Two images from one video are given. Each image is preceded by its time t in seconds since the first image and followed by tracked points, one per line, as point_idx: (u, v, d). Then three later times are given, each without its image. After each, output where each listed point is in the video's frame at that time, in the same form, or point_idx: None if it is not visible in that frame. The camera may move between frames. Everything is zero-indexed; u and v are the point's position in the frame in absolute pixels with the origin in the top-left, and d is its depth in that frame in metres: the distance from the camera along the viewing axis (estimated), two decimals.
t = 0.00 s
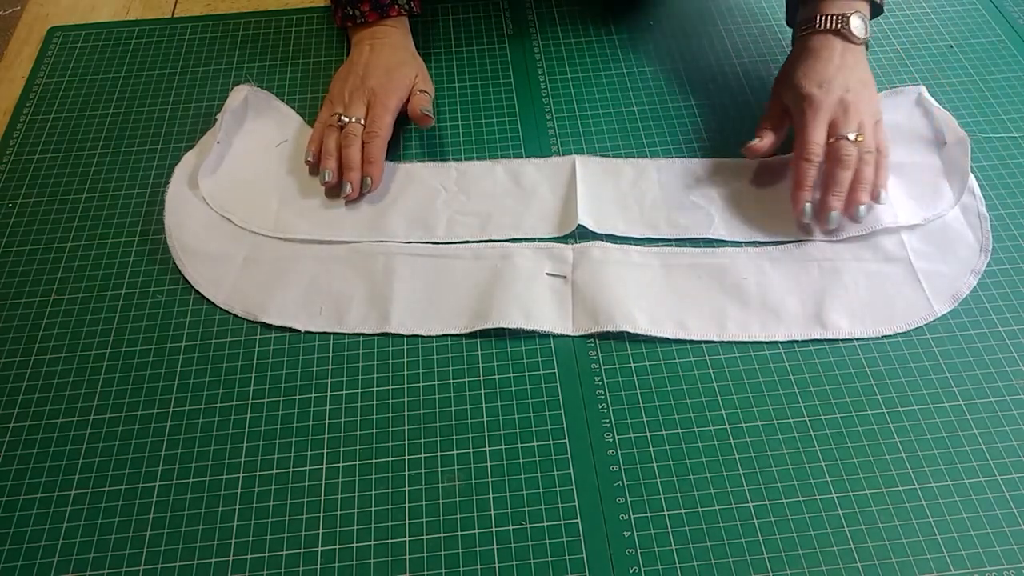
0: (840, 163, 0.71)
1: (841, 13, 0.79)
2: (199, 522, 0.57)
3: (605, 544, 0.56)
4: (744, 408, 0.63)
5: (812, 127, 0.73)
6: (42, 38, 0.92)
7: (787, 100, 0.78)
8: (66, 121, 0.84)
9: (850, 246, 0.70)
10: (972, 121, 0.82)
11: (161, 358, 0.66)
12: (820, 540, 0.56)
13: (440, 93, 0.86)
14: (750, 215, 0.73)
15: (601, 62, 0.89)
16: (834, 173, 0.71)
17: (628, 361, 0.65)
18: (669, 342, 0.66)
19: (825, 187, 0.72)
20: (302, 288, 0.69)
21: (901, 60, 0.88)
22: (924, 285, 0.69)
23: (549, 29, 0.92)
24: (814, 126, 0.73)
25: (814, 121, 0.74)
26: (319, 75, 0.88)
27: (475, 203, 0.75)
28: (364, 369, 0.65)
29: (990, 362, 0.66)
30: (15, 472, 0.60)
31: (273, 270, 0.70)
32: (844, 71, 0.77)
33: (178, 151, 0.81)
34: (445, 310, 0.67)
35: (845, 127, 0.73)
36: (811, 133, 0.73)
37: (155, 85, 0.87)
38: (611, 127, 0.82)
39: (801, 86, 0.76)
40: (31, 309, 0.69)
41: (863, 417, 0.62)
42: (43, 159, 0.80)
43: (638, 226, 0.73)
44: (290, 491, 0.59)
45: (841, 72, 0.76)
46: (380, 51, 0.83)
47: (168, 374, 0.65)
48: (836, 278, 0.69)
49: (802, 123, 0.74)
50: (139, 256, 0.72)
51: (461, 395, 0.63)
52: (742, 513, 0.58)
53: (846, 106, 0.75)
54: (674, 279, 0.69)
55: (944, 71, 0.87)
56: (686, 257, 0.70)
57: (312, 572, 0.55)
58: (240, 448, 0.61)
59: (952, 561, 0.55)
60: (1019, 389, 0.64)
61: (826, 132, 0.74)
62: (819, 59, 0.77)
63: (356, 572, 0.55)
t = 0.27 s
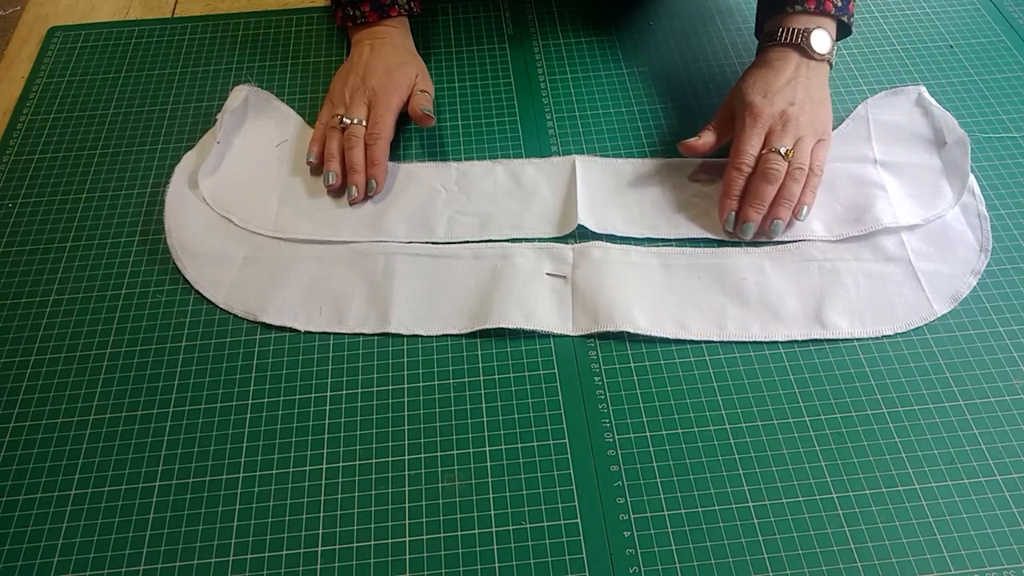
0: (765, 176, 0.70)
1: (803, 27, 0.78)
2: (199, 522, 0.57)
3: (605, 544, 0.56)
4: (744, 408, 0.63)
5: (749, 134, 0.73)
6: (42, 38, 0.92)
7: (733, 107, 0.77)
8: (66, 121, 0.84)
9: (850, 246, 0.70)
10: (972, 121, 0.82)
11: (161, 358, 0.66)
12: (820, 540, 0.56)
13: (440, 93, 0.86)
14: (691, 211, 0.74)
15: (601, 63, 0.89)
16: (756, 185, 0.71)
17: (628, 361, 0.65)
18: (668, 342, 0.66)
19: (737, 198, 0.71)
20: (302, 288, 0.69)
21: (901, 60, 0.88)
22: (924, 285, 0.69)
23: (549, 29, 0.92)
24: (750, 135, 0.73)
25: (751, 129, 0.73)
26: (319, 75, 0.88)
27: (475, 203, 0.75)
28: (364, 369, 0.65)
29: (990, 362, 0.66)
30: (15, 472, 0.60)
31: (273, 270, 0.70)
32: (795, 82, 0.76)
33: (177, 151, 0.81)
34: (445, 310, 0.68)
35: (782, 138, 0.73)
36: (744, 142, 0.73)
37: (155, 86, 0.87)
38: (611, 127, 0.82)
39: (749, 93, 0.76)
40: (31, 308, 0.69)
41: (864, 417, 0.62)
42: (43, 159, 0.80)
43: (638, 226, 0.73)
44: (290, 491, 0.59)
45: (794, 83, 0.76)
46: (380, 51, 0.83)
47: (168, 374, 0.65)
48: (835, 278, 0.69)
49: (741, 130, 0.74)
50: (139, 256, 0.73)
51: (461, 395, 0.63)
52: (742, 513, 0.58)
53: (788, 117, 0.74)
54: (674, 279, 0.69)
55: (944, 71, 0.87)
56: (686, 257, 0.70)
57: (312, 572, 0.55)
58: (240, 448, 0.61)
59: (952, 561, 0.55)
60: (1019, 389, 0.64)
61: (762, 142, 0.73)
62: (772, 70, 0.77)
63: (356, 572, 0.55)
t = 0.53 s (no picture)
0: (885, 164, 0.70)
1: (829, 12, 0.78)
2: (199, 522, 0.57)
3: (605, 544, 0.56)
4: (744, 408, 0.63)
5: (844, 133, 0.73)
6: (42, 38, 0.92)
7: (799, 110, 0.76)
8: (66, 121, 0.84)
9: (850, 246, 0.70)
10: (971, 121, 0.82)
11: (161, 358, 0.66)
12: (820, 539, 0.56)
13: (440, 93, 0.86)
14: (807, 212, 0.73)
15: (601, 63, 0.89)
16: (885, 177, 0.71)
17: (628, 361, 0.65)
18: (668, 342, 0.66)
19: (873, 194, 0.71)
20: (302, 288, 0.69)
21: (901, 60, 0.88)
22: (924, 285, 0.69)
23: (549, 29, 0.92)
24: (846, 134, 0.73)
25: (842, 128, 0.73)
26: (319, 75, 0.88)
27: (475, 203, 0.75)
28: (364, 369, 0.65)
29: (990, 362, 0.66)
30: (15, 472, 0.60)
31: (273, 270, 0.70)
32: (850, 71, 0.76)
33: (177, 151, 0.81)
34: (445, 310, 0.68)
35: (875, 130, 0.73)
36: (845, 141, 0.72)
37: (155, 86, 0.87)
38: (611, 127, 0.82)
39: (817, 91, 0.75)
40: (31, 308, 0.69)
41: (863, 417, 0.62)
42: (43, 159, 0.80)
43: (638, 226, 0.73)
44: (290, 491, 0.59)
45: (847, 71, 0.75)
46: (380, 51, 0.83)
47: (168, 374, 0.65)
48: (836, 278, 0.69)
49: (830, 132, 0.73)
50: (139, 256, 0.73)
51: (461, 395, 0.63)
52: (742, 513, 0.58)
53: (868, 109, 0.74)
54: (674, 279, 0.68)
55: (944, 71, 0.87)
56: (686, 257, 0.70)
57: (312, 572, 0.55)
58: (240, 448, 0.61)
59: (952, 561, 0.55)
60: (1019, 389, 0.64)
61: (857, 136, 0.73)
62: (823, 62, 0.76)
63: (356, 572, 0.55)
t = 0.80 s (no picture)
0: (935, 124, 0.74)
1: None
2: (199, 522, 0.57)
3: (605, 544, 0.56)
4: (744, 408, 0.63)
5: (891, 99, 0.75)
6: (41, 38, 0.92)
7: (836, 80, 0.79)
8: (66, 121, 0.84)
9: (850, 246, 0.70)
10: (971, 121, 0.82)
11: (161, 358, 0.66)
12: (820, 540, 0.56)
13: (441, 93, 0.86)
14: (808, 212, 0.73)
15: (601, 63, 0.89)
16: (936, 135, 0.74)
17: (628, 361, 0.65)
18: (669, 342, 0.66)
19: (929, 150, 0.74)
20: (302, 288, 0.69)
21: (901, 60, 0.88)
22: (924, 285, 0.69)
23: (549, 29, 0.92)
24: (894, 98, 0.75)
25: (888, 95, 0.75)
26: (320, 75, 0.88)
27: (475, 203, 0.75)
28: (364, 369, 0.65)
29: (990, 362, 0.66)
30: (15, 472, 0.60)
31: (273, 270, 0.70)
32: (876, 42, 0.79)
33: (178, 151, 0.81)
34: (445, 310, 0.68)
35: (914, 93, 0.76)
36: (894, 106, 0.75)
37: (155, 86, 0.87)
38: (612, 127, 0.82)
39: (853, 63, 0.77)
40: (31, 308, 0.69)
41: (864, 417, 0.62)
42: (43, 159, 0.80)
43: (638, 226, 0.73)
44: (290, 491, 0.59)
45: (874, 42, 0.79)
46: (380, 51, 0.83)
47: (168, 374, 0.65)
48: (836, 278, 0.69)
49: (878, 98, 0.75)
50: (139, 256, 0.73)
51: (461, 395, 0.63)
52: (742, 513, 0.58)
53: (902, 74, 0.77)
54: (674, 279, 0.68)
55: (944, 71, 0.87)
56: (687, 257, 0.70)
57: (312, 572, 0.55)
58: (240, 448, 0.61)
59: (952, 561, 0.55)
60: (1019, 389, 0.64)
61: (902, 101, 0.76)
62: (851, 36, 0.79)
63: (356, 572, 0.55)
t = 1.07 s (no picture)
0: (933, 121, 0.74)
1: None
2: (199, 522, 0.57)
3: (605, 544, 0.56)
4: (744, 408, 0.63)
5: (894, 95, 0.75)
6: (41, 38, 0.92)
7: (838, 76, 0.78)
8: (66, 121, 0.84)
9: (850, 246, 0.70)
10: (971, 121, 0.82)
11: (161, 358, 0.66)
12: (820, 539, 0.56)
13: (441, 93, 0.86)
14: (808, 212, 0.73)
15: (601, 63, 0.89)
16: (937, 131, 0.74)
17: (628, 361, 0.65)
18: (668, 342, 0.66)
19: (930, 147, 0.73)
20: (302, 288, 0.69)
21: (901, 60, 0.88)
22: (924, 285, 0.69)
23: (549, 29, 0.92)
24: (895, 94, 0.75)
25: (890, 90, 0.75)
26: (320, 75, 0.88)
27: (475, 203, 0.75)
28: (364, 369, 0.65)
29: (990, 362, 0.66)
30: (15, 472, 0.60)
31: (273, 270, 0.70)
32: (876, 38, 0.79)
33: (177, 151, 0.81)
34: (445, 310, 0.68)
35: (915, 88, 0.76)
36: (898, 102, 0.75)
37: (155, 85, 0.87)
38: (612, 126, 0.82)
39: (856, 59, 0.77)
40: (31, 308, 0.69)
41: (864, 417, 0.62)
42: (44, 159, 0.80)
43: (638, 226, 0.73)
44: (291, 491, 0.59)
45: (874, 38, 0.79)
46: (380, 51, 0.83)
47: (168, 374, 0.65)
48: (836, 278, 0.69)
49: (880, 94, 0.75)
50: (139, 256, 0.73)
51: (461, 395, 0.63)
52: (742, 513, 0.58)
53: (902, 71, 0.77)
54: (674, 279, 0.69)
55: (944, 71, 0.87)
56: (687, 257, 0.70)
57: (312, 572, 0.55)
58: (240, 448, 0.61)
59: (952, 561, 0.55)
60: (1019, 389, 0.64)
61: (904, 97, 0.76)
62: (852, 31, 0.79)
63: (356, 572, 0.55)
